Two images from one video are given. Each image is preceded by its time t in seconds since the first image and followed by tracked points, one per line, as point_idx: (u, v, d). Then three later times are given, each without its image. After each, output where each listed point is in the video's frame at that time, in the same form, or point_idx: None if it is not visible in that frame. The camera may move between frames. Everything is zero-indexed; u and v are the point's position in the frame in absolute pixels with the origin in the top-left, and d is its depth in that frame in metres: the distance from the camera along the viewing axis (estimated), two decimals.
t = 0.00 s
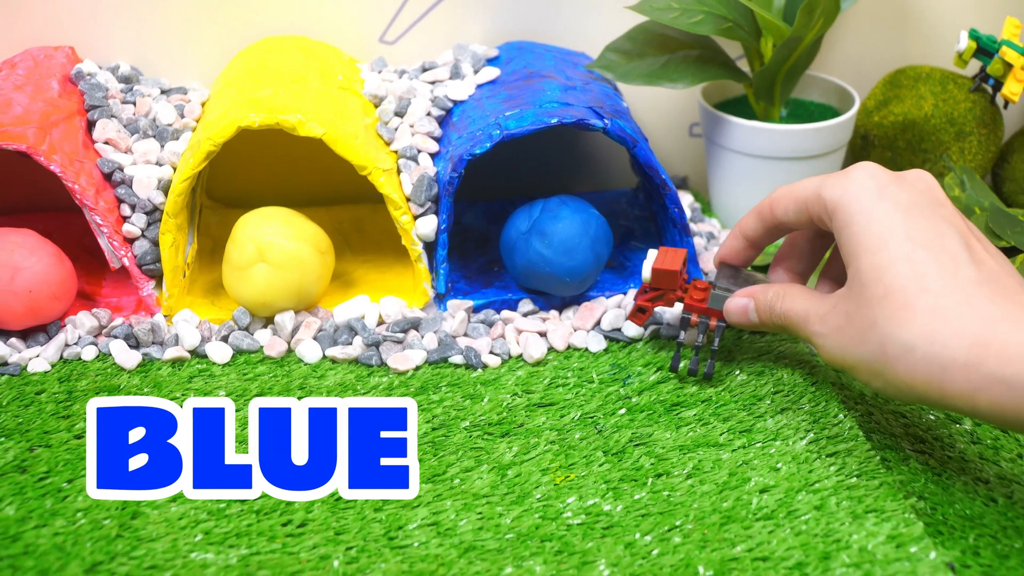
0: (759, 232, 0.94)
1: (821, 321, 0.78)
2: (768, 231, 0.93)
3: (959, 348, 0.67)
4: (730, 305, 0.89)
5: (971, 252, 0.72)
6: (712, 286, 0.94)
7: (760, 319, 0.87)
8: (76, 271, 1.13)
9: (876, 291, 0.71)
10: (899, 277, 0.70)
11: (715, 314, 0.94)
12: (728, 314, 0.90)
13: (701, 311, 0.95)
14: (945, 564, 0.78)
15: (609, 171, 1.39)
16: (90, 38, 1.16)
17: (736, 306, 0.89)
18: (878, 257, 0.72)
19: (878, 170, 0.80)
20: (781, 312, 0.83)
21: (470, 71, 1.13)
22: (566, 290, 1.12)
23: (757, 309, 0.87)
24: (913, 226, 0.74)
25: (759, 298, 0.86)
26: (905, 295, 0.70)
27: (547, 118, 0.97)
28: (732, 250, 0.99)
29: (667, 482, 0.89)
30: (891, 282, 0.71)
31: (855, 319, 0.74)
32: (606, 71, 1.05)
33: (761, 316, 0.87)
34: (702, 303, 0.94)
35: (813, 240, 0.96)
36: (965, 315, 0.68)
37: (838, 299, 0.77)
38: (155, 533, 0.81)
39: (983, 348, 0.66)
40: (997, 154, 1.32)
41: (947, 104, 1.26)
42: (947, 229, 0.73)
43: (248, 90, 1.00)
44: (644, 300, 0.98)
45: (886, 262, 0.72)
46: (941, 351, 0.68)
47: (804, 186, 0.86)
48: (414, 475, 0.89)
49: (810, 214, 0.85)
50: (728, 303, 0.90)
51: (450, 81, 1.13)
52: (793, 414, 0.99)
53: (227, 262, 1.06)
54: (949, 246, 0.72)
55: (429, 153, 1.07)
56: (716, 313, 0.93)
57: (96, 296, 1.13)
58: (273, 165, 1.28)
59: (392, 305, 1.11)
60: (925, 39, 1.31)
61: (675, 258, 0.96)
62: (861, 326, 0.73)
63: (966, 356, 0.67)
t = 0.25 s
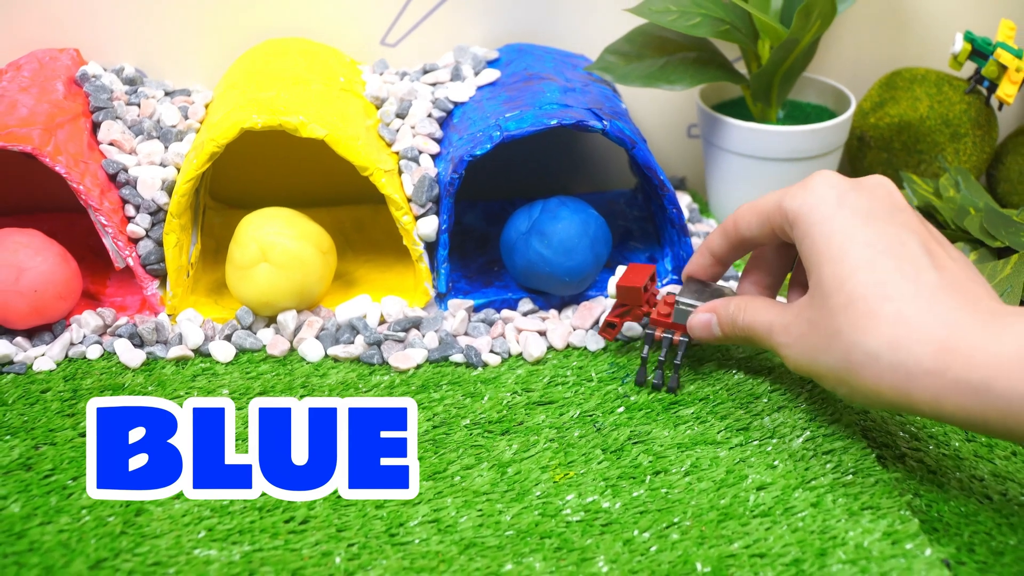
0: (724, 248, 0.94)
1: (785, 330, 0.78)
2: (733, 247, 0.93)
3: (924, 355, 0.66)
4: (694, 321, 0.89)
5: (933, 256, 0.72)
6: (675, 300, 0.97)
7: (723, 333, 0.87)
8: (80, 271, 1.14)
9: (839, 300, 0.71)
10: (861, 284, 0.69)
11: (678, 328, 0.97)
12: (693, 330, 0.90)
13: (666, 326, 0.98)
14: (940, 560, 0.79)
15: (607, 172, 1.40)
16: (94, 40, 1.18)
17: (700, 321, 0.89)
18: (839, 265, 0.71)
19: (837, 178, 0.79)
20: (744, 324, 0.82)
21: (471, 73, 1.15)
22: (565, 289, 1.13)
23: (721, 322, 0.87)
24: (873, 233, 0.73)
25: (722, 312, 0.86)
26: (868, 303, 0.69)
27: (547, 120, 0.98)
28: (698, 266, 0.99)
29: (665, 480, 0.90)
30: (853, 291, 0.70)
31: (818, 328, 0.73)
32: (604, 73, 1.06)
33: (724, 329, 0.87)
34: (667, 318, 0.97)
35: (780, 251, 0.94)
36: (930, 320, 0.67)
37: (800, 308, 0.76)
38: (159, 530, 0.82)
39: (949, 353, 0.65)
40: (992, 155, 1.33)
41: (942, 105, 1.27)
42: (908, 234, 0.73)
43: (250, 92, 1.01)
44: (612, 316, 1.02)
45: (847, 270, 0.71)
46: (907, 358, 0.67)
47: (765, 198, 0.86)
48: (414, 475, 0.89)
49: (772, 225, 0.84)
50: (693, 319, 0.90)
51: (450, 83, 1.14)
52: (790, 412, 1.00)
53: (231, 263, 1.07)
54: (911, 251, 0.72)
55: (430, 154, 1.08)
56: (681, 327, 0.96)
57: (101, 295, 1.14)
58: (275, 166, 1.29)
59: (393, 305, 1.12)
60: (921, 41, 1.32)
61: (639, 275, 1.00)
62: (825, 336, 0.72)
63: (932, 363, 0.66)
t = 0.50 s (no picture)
0: (714, 228, 0.94)
1: (770, 314, 0.78)
2: (722, 228, 0.93)
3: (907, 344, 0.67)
4: (680, 299, 0.89)
5: (918, 245, 0.72)
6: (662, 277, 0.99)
7: (709, 312, 0.87)
8: (81, 270, 1.14)
9: (824, 287, 0.71)
10: (846, 272, 0.70)
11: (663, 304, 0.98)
12: (677, 308, 0.90)
13: (651, 301, 1.00)
14: (940, 558, 0.79)
15: (607, 170, 1.40)
16: (94, 40, 1.18)
17: (685, 300, 0.89)
18: (825, 251, 0.72)
19: (826, 163, 0.79)
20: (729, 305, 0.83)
21: (471, 72, 1.15)
22: (565, 289, 1.13)
23: (706, 301, 0.87)
24: (859, 220, 0.73)
25: (708, 292, 0.86)
26: (853, 290, 0.69)
27: (547, 119, 0.98)
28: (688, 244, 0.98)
29: (665, 478, 0.90)
30: (838, 278, 0.70)
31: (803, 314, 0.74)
32: (604, 72, 1.06)
33: (710, 308, 0.87)
34: (653, 293, 0.99)
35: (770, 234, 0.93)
36: (913, 309, 0.67)
37: (786, 293, 0.76)
38: (159, 529, 0.82)
39: (931, 343, 0.66)
40: (992, 153, 1.33)
41: (942, 104, 1.27)
42: (894, 223, 0.73)
43: (250, 91, 1.01)
44: (601, 289, 1.06)
45: (832, 257, 0.71)
46: (889, 346, 0.67)
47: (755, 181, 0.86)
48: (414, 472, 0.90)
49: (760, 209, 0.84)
50: (679, 296, 0.89)
51: (450, 82, 1.14)
52: (790, 410, 1.00)
53: (231, 262, 1.07)
54: (897, 239, 0.72)
55: (430, 153, 1.08)
56: (665, 303, 0.98)
57: (101, 294, 1.14)
58: (275, 165, 1.30)
59: (393, 304, 1.12)
60: (921, 40, 1.32)
61: (628, 250, 1.04)
62: (809, 322, 0.72)
63: (914, 352, 0.66)
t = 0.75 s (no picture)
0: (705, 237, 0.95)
1: (757, 320, 0.79)
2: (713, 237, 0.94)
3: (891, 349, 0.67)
4: (670, 309, 0.90)
5: (905, 249, 0.72)
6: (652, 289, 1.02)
7: (698, 321, 0.88)
8: (81, 269, 1.14)
9: (808, 292, 0.71)
10: (830, 277, 0.70)
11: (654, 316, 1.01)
12: (669, 318, 0.91)
13: (643, 313, 1.02)
14: (941, 557, 0.79)
15: (607, 169, 1.40)
16: (93, 38, 1.18)
17: (676, 310, 0.90)
18: (810, 256, 0.72)
19: (813, 169, 0.80)
20: (718, 313, 0.84)
21: (471, 70, 1.15)
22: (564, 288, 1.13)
23: (695, 311, 0.87)
24: (844, 226, 0.74)
25: (697, 301, 0.87)
26: (836, 295, 0.69)
27: (547, 118, 0.98)
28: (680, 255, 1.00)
29: (665, 477, 0.90)
30: (822, 283, 0.71)
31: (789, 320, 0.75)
32: (604, 70, 1.06)
33: (699, 317, 0.87)
34: (644, 304, 1.02)
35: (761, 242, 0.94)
36: (897, 313, 0.67)
37: (772, 299, 0.77)
38: (159, 528, 0.82)
39: (915, 347, 0.65)
40: (992, 152, 1.33)
41: (942, 102, 1.27)
42: (880, 227, 0.73)
43: (250, 90, 1.01)
44: (593, 301, 1.07)
45: (817, 262, 0.72)
46: (872, 350, 0.67)
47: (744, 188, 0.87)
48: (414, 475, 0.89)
49: (747, 216, 0.85)
50: (669, 306, 0.91)
51: (450, 80, 1.14)
52: (791, 409, 1.00)
53: (231, 260, 1.07)
54: (883, 243, 0.72)
55: (430, 151, 1.08)
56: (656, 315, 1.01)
57: (101, 293, 1.14)
58: (275, 165, 1.30)
59: (394, 303, 1.13)
60: (921, 38, 1.32)
61: (620, 262, 1.04)
62: (795, 328, 0.73)
63: (897, 356, 0.66)
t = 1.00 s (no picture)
0: (687, 219, 0.94)
1: (730, 305, 0.78)
2: (693, 219, 0.94)
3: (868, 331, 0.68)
4: (643, 290, 0.88)
5: (879, 232, 0.74)
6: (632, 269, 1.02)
7: (671, 305, 0.86)
8: (81, 267, 1.14)
9: (786, 275, 0.72)
10: (808, 261, 0.71)
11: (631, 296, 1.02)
12: (643, 300, 0.90)
13: (622, 292, 1.02)
14: (941, 555, 0.79)
15: (608, 167, 1.40)
16: (93, 37, 1.18)
17: (649, 292, 0.88)
18: (787, 239, 0.73)
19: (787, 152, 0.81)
20: (691, 297, 0.83)
21: (471, 68, 1.14)
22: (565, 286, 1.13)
23: (668, 294, 0.86)
24: (820, 209, 0.75)
25: (670, 284, 0.86)
26: (814, 280, 0.71)
27: (547, 116, 0.98)
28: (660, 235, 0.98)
29: (666, 475, 0.90)
30: (800, 266, 0.72)
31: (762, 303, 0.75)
32: (604, 68, 1.06)
33: (671, 301, 0.86)
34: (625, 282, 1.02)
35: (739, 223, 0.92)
36: (874, 296, 0.69)
37: (746, 284, 0.77)
38: (159, 526, 0.82)
39: (893, 329, 0.67)
40: (992, 150, 1.33)
41: (942, 101, 1.27)
42: (856, 210, 0.75)
43: (251, 88, 1.01)
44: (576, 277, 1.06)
45: (794, 246, 0.73)
46: (850, 333, 0.69)
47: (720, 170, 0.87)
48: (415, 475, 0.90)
49: (725, 198, 0.85)
50: (643, 288, 0.88)
51: (450, 79, 1.14)
52: (791, 408, 1.00)
53: (231, 258, 1.07)
54: (858, 227, 0.74)
55: (430, 150, 1.08)
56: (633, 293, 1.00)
57: (101, 291, 1.14)
58: (275, 163, 1.30)
59: (394, 301, 1.13)
60: (921, 36, 1.32)
61: (605, 241, 1.05)
62: (769, 311, 0.74)
63: (875, 339, 0.68)
